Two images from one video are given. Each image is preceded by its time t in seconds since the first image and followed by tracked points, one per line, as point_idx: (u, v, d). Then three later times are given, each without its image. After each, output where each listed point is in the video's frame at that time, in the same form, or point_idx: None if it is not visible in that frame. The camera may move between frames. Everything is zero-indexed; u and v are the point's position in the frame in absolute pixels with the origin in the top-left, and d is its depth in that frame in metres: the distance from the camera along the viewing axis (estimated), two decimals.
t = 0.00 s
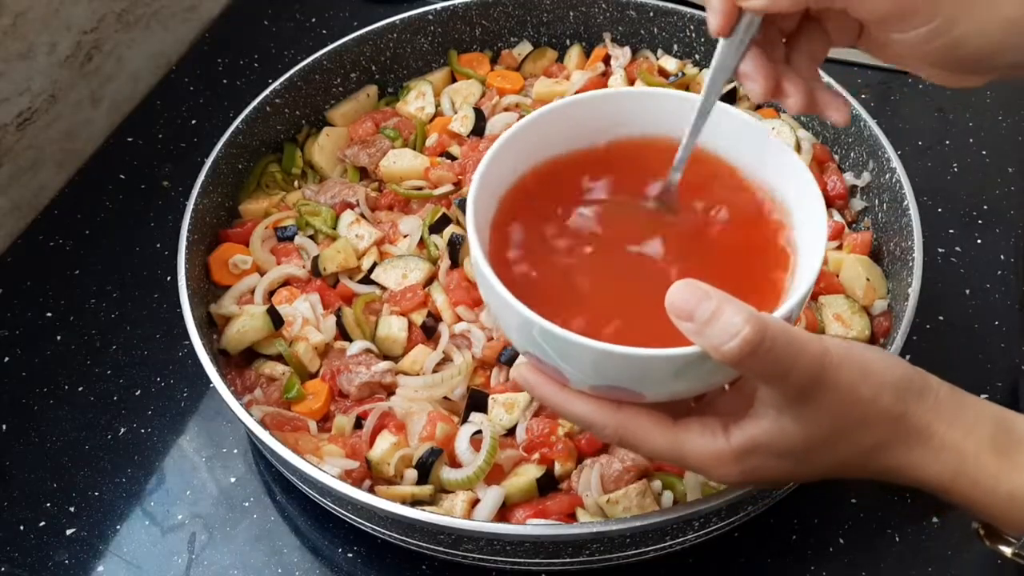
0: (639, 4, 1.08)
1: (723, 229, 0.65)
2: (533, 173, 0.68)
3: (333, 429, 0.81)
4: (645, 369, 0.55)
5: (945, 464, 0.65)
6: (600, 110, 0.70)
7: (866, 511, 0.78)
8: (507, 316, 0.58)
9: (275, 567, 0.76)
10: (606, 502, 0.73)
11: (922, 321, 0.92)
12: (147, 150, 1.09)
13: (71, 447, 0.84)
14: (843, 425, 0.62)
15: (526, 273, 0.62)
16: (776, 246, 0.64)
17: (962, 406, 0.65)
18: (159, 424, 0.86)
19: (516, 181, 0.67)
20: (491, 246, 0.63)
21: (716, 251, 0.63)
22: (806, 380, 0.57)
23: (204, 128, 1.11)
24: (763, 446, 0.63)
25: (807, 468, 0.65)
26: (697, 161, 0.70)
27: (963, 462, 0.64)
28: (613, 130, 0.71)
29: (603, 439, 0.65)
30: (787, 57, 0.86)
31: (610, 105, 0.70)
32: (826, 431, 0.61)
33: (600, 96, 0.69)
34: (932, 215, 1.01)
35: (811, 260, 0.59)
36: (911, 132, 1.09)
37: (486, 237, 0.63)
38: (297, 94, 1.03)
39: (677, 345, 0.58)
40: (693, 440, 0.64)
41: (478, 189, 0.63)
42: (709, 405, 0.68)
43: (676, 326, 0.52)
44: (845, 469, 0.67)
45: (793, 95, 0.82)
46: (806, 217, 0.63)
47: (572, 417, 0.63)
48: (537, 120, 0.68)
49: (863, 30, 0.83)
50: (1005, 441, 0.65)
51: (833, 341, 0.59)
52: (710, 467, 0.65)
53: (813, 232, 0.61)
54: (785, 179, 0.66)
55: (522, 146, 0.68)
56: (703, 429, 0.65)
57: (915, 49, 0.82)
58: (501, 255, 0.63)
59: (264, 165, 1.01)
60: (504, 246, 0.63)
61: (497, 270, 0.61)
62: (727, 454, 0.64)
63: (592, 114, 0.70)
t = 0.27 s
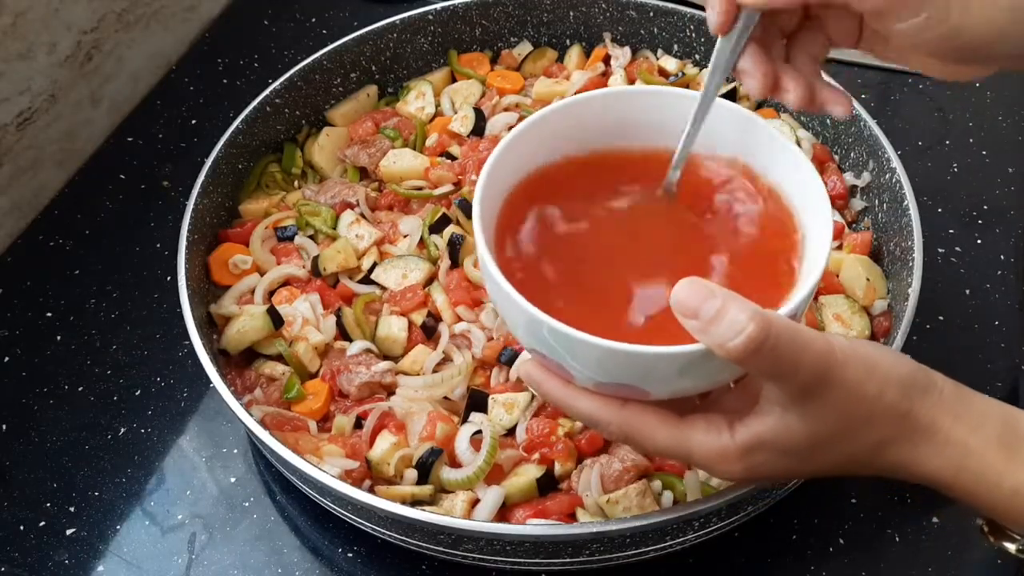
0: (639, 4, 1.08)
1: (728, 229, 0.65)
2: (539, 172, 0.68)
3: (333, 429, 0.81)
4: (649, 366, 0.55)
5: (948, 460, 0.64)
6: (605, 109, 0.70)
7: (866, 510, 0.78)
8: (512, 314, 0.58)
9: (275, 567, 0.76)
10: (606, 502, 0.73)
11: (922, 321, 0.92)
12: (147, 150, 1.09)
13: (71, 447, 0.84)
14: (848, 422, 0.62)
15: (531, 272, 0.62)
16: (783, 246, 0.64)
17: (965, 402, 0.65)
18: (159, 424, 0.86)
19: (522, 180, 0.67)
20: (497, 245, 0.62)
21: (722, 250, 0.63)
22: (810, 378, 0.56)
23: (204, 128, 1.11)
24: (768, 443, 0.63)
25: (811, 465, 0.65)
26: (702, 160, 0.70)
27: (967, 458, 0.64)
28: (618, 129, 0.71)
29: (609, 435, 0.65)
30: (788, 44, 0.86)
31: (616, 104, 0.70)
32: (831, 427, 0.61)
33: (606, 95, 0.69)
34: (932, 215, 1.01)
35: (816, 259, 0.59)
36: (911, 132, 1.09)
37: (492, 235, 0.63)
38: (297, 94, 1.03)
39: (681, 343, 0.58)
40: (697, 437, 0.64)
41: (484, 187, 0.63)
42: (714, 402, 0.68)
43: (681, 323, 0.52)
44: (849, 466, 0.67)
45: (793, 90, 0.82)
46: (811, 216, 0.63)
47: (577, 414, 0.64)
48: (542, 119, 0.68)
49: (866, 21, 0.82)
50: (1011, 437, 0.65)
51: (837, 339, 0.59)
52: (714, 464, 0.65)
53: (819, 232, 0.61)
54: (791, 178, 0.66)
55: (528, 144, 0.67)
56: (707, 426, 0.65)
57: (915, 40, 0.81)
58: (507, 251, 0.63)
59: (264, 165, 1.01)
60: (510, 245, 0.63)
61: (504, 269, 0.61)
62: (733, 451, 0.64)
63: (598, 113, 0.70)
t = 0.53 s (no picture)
0: (640, 4, 1.08)
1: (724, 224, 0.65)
2: (535, 170, 0.68)
3: (333, 429, 0.81)
4: (645, 364, 0.55)
5: (945, 457, 0.64)
6: (601, 107, 0.70)
7: (866, 511, 0.78)
8: (509, 311, 0.58)
9: (275, 567, 0.76)
10: (606, 502, 0.73)
11: (922, 321, 0.92)
12: (147, 150, 1.09)
13: (71, 447, 0.84)
14: (844, 420, 0.62)
15: (527, 270, 0.62)
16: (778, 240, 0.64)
17: (961, 400, 0.65)
18: (159, 424, 0.86)
19: (518, 178, 0.67)
20: (493, 243, 0.62)
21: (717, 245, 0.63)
22: (806, 376, 0.57)
23: (204, 128, 1.11)
24: (764, 441, 0.63)
25: (808, 463, 0.65)
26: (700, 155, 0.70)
27: (964, 456, 0.64)
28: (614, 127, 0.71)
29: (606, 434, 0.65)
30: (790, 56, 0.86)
31: (612, 101, 0.70)
32: (827, 425, 0.62)
33: (600, 92, 0.69)
34: (932, 215, 1.01)
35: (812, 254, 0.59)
36: (911, 132, 1.09)
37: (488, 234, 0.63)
38: (297, 94, 1.03)
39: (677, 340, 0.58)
40: (694, 435, 0.64)
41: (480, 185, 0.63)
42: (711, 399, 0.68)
43: (678, 321, 0.52)
44: (846, 464, 0.67)
45: (798, 89, 0.81)
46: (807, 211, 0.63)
47: (574, 412, 0.64)
48: (537, 117, 0.68)
49: (872, 16, 0.85)
50: (1006, 435, 0.65)
51: (834, 337, 0.59)
52: (711, 461, 0.65)
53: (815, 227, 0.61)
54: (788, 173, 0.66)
55: (524, 142, 0.67)
56: (703, 424, 0.65)
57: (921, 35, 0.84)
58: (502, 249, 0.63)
59: (263, 165, 1.01)
60: (507, 243, 0.63)
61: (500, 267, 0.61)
62: (729, 449, 0.64)
63: (593, 110, 0.70)
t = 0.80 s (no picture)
0: (639, 4, 1.08)
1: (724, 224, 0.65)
2: (534, 168, 0.68)
3: (333, 429, 0.81)
4: (642, 364, 0.55)
5: (943, 457, 0.64)
6: (601, 104, 0.70)
7: (866, 510, 0.78)
8: (507, 311, 0.59)
9: (275, 567, 0.76)
10: (606, 502, 0.73)
11: (922, 321, 0.92)
12: (147, 150, 1.09)
13: (71, 447, 0.84)
14: (842, 420, 0.62)
15: (526, 269, 0.62)
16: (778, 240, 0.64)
17: (958, 400, 0.65)
18: (159, 424, 0.86)
19: (517, 176, 0.67)
20: (493, 243, 0.62)
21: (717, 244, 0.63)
22: (804, 376, 0.57)
23: (204, 128, 1.11)
24: (762, 441, 0.63)
25: (806, 463, 0.65)
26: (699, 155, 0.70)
27: (961, 456, 0.64)
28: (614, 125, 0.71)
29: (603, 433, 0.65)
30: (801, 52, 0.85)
31: (612, 99, 0.70)
32: (825, 425, 0.62)
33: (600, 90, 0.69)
34: (932, 215, 1.01)
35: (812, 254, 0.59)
36: (911, 132, 1.09)
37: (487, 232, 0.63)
38: (297, 94, 1.03)
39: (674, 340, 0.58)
40: (692, 434, 0.64)
41: (479, 184, 0.63)
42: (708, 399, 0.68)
43: (675, 321, 0.52)
44: (844, 464, 0.67)
45: (812, 85, 0.80)
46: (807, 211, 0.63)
47: (572, 411, 0.64)
48: (537, 115, 0.68)
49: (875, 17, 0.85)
50: (1003, 436, 0.65)
51: (832, 337, 0.59)
52: (709, 461, 0.65)
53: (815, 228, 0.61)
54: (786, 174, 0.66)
55: (524, 140, 0.68)
56: (701, 424, 0.65)
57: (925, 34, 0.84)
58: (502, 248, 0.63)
59: (264, 165, 1.01)
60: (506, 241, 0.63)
61: (499, 265, 0.61)
62: (727, 449, 0.64)
63: (593, 108, 0.70)
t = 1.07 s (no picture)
0: (640, 4, 1.08)
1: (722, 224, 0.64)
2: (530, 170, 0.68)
3: (333, 430, 0.81)
4: (639, 366, 0.55)
5: (941, 459, 0.64)
6: (597, 106, 0.70)
7: (866, 511, 0.78)
8: (503, 312, 0.58)
9: (275, 567, 0.76)
10: (606, 502, 0.73)
11: (922, 321, 0.92)
12: (147, 150, 1.09)
13: (71, 447, 0.84)
14: (839, 421, 0.62)
15: (522, 271, 0.62)
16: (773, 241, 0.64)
17: (956, 399, 0.65)
18: (159, 424, 0.86)
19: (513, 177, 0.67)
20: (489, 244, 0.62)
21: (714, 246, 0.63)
22: (801, 378, 0.57)
23: (204, 128, 1.11)
24: (760, 443, 0.63)
25: (804, 465, 0.65)
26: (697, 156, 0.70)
27: (959, 457, 0.64)
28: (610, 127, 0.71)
29: (600, 434, 0.65)
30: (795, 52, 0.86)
31: (608, 102, 0.70)
32: (822, 427, 0.62)
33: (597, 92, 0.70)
34: (932, 215, 1.01)
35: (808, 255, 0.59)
36: (911, 132, 1.09)
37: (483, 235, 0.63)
38: (297, 94, 1.03)
39: (671, 343, 0.58)
40: (689, 436, 0.64)
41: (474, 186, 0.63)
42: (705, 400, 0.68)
43: (673, 322, 0.52)
44: (842, 465, 0.67)
45: (804, 87, 0.81)
46: (803, 212, 0.63)
47: (569, 413, 0.64)
48: (533, 118, 0.68)
49: (876, 18, 0.85)
50: (1001, 436, 0.65)
51: (829, 339, 0.59)
52: (706, 463, 0.65)
53: (811, 228, 0.61)
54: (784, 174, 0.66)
55: (519, 143, 0.68)
56: (699, 425, 0.65)
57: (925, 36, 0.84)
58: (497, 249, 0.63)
59: (264, 165, 1.01)
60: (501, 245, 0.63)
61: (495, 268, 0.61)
62: (724, 451, 0.64)
63: (589, 110, 0.70)
